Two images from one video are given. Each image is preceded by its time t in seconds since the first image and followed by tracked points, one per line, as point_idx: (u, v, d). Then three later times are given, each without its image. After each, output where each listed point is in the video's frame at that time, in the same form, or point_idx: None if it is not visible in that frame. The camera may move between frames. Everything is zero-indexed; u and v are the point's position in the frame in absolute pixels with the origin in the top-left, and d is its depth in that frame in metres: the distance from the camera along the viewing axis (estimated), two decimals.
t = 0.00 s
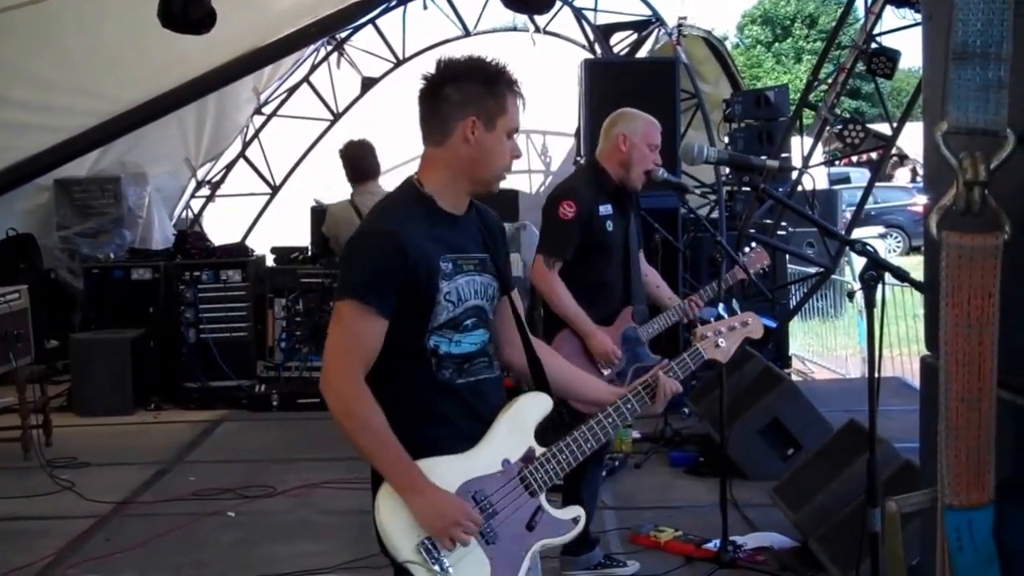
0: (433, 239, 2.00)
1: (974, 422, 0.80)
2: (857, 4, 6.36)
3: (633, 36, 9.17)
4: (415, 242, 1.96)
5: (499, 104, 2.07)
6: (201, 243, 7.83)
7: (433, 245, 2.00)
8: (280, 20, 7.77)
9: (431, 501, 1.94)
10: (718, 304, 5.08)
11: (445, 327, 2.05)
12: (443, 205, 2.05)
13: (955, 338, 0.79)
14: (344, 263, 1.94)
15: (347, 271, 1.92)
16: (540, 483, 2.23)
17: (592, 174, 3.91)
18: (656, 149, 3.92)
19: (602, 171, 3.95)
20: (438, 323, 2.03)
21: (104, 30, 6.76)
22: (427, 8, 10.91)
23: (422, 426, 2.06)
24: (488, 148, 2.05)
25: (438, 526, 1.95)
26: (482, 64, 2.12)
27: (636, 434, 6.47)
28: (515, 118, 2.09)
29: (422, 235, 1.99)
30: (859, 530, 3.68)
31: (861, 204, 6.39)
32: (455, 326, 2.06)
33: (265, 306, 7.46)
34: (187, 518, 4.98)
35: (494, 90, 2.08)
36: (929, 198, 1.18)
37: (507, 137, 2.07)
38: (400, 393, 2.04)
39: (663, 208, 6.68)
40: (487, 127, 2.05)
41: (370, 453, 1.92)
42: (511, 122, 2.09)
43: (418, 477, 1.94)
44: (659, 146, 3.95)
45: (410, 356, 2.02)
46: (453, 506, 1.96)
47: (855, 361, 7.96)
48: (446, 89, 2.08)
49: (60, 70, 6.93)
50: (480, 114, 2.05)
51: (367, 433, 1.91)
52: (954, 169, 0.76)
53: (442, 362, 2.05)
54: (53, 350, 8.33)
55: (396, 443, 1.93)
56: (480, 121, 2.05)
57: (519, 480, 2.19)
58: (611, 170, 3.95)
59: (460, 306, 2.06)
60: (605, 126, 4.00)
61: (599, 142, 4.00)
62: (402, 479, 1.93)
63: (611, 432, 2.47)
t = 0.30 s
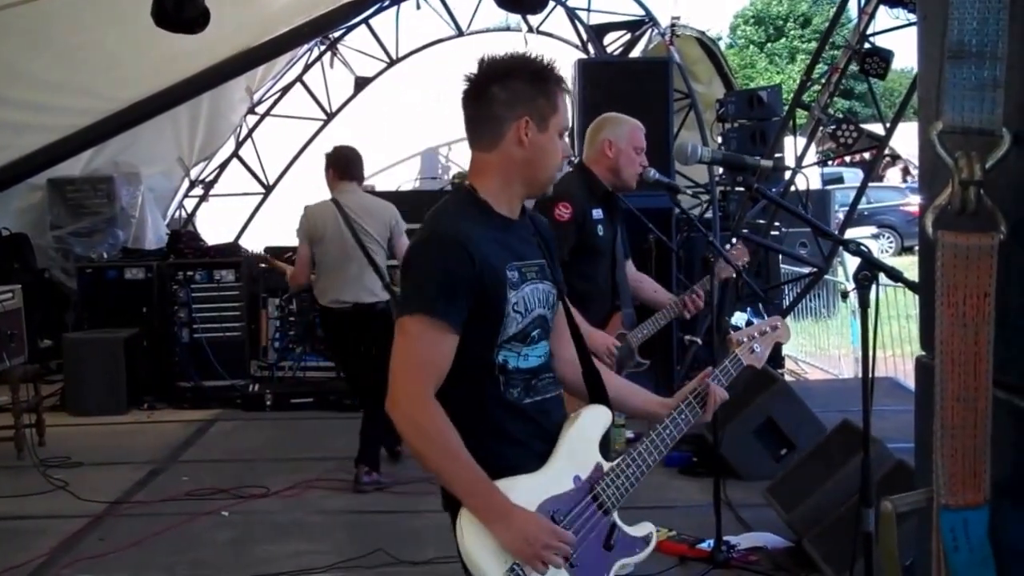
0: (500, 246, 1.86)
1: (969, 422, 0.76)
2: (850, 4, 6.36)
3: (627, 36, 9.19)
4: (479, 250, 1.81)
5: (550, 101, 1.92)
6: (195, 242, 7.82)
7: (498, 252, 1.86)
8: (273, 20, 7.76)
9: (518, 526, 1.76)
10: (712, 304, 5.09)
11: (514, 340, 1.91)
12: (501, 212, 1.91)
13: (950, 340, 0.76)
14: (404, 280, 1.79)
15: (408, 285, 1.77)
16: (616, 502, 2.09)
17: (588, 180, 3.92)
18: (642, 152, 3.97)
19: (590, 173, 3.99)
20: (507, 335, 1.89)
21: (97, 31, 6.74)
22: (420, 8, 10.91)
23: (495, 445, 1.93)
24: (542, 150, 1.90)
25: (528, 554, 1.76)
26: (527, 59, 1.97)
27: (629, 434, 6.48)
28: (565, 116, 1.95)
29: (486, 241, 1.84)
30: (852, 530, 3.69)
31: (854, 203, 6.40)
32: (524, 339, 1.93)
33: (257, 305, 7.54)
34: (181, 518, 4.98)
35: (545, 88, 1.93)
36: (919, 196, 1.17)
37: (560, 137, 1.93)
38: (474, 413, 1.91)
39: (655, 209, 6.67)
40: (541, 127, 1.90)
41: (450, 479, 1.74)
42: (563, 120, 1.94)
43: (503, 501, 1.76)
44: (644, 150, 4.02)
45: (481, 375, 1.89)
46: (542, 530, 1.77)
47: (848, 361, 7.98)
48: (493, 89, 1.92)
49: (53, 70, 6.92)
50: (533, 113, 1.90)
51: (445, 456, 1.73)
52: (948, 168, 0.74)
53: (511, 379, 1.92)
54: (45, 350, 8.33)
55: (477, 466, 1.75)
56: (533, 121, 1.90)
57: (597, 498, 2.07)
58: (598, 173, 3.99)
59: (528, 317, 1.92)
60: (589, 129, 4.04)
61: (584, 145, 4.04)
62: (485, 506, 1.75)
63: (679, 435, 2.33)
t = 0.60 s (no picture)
0: (568, 241, 1.78)
1: (970, 427, 0.79)
2: (848, 5, 6.36)
3: (624, 36, 9.19)
4: (553, 245, 1.72)
5: (599, 85, 1.83)
6: (193, 242, 7.82)
7: (568, 246, 1.78)
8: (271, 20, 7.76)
9: (604, 538, 1.62)
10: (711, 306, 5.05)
11: (575, 339, 1.83)
12: (560, 205, 1.83)
13: (950, 346, 0.79)
14: (476, 276, 1.69)
15: (481, 282, 1.67)
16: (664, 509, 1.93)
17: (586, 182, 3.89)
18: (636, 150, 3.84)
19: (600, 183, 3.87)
20: (571, 334, 1.81)
21: (95, 32, 6.74)
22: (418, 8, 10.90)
23: (556, 451, 1.83)
24: (596, 139, 1.83)
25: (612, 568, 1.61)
26: (570, 44, 1.87)
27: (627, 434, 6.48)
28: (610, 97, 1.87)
29: (557, 236, 1.76)
30: (851, 531, 3.70)
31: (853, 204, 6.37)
32: (583, 338, 1.84)
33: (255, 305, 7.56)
34: (180, 517, 4.98)
35: (591, 74, 1.84)
36: (919, 199, 1.18)
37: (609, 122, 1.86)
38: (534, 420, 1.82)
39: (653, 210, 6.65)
40: (592, 115, 1.82)
41: (528, 488, 1.62)
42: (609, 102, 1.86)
43: (586, 511, 1.63)
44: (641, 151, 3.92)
45: (542, 376, 1.80)
46: (630, 544, 1.63)
47: (845, 361, 8.00)
48: (540, 79, 1.82)
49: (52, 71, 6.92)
50: (585, 102, 1.81)
51: (522, 461, 1.61)
52: (950, 177, 0.77)
53: (571, 380, 1.84)
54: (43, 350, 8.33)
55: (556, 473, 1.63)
56: (585, 109, 1.82)
57: (650, 508, 1.91)
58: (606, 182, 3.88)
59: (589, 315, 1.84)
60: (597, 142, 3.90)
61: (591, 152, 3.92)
62: (565, 516, 1.62)
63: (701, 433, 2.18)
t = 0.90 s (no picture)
0: (588, 244, 1.80)
1: (970, 430, 0.79)
2: (847, 7, 6.36)
3: (624, 37, 9.19)
4: (575, 248, 1.75)
5: (610, 88, 1.84)
6: (191, 244, 7.83)
7: (588, 249, 1.80)
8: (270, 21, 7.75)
9: (623, 534, 1.63)
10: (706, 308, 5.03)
11: (593, 342, 1.85)
12: (581, 210, 1.86)
13: (952, 350, 0.79)
14: (499, 278, 1.72)
15: (503, 285, 1.70)
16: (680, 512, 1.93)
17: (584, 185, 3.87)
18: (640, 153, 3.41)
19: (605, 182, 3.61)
20: (590, 338, 1.83)
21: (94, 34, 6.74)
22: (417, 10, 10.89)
23: (574, 451, 1.85)
24: (610, 141, 1.84)
25: (629, 563, 1.63)
26: (584, 48, 1.89)
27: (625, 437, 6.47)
28: (627, 98, 1.87)
29: (579, 239, 1.78)
30: (851, 532, 3.70)
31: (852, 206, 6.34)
32: (601, 340, 1.86)
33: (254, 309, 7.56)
34: (178, 519, 4.98)
35: (596, 77, 1.85)
36: (921, 202, 1.18)
37: (622, 120, 1.85)
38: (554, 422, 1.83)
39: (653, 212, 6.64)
40: (601, 119, 1.83)
41: (548, 484, 1.64)
42: (625, 102, 1.86)
43: (606, 508, 1.65)
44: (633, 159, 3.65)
45: (560, 377, 1.82)
46: (648, 540, 1.65)
47: (844, 363, 8.00)
48: (546, 90, 1.85)
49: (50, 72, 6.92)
50: (591, 107, 1.83)
51: (544, 458, 1.63)
52: (951, 182, 0.77)
53: (589, 382, 1.86)
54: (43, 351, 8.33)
55: (576, 470, 1.65)
56: (592, 114, 1.83)
57: (665, 510, 1.90)
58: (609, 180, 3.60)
59: (609, 319, 1.86)
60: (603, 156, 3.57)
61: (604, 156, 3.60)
62: (584, 512, 1.63)
63: (715, 445, 2.16)
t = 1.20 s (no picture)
0: (598, 246, 1.80)
1: (972, 436, 0.79)
2: (846, 10, 6.36)
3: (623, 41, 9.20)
4: (585, 251, 1.75)
5: (624, 92, 1.85)
6: (191, 246, 7.79)
7: (599, 252, 1.80)
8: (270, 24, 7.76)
9: (614, 538, 1.63)
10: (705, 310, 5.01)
11: (601, 343, 1.85)
12: (596, 213, 1.86)
13: (952, 358, 0.80)
14: (506, 277, 1.72)
15: (509, 285, 1.70)
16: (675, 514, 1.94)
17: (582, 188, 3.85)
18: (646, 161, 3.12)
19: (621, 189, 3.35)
20: (598, 338, 1.83)
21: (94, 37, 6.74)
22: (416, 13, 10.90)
23: (578, 452, 1.85)
24: (623, 145, 1.84)
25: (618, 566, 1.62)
26: (599, 54, 1.91)
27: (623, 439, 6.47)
28: (643, 103, 1.87)
29: (590, 241, 1.78)
30: (849, 536, 3.70)
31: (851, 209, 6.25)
32: (609, 341, 1.86)
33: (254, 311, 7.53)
34: (177, 522, 4.98)
35: (612, 80, 1.86)
36: (923, 206, 1.18)
37: (639, 124, 1.86)
38: (558, 422, 1.83)
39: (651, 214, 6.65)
40: (616, 123, 1.84)
41: (544, 483, 1.64)
42: (640, 108, 1.87)
43: (599, 511, 1.64)
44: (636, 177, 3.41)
45: (564, 378, 1.82)
46: (640, 544, 1.64)
47: (842, 367, 8.00)
48: (564, 94, 1.88)
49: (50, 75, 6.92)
50: (605, 110, 1.84)
51: (540, 458, 1.64)
52: (954, 187, 0.77)
53: (594, 382, 1.85)
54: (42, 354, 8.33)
55: (572, 472, 1.65)
56: (607, 117, 1.84)
57: (662, 512, 1.91)
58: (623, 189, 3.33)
59: (617, 321, 1.86)
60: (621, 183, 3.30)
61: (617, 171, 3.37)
62: (577, 513, 1.63)
63: (722, 449, 2.16)
